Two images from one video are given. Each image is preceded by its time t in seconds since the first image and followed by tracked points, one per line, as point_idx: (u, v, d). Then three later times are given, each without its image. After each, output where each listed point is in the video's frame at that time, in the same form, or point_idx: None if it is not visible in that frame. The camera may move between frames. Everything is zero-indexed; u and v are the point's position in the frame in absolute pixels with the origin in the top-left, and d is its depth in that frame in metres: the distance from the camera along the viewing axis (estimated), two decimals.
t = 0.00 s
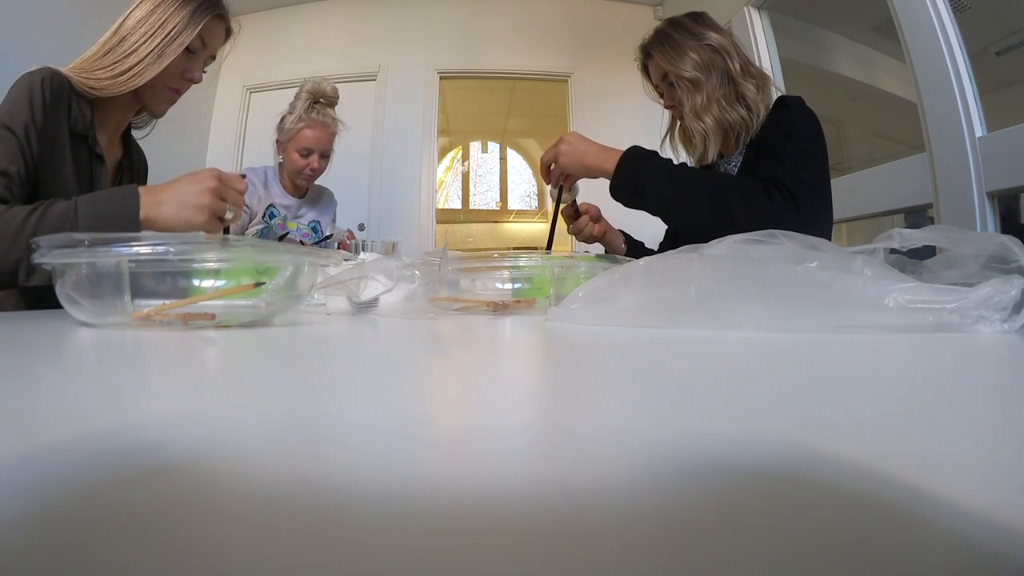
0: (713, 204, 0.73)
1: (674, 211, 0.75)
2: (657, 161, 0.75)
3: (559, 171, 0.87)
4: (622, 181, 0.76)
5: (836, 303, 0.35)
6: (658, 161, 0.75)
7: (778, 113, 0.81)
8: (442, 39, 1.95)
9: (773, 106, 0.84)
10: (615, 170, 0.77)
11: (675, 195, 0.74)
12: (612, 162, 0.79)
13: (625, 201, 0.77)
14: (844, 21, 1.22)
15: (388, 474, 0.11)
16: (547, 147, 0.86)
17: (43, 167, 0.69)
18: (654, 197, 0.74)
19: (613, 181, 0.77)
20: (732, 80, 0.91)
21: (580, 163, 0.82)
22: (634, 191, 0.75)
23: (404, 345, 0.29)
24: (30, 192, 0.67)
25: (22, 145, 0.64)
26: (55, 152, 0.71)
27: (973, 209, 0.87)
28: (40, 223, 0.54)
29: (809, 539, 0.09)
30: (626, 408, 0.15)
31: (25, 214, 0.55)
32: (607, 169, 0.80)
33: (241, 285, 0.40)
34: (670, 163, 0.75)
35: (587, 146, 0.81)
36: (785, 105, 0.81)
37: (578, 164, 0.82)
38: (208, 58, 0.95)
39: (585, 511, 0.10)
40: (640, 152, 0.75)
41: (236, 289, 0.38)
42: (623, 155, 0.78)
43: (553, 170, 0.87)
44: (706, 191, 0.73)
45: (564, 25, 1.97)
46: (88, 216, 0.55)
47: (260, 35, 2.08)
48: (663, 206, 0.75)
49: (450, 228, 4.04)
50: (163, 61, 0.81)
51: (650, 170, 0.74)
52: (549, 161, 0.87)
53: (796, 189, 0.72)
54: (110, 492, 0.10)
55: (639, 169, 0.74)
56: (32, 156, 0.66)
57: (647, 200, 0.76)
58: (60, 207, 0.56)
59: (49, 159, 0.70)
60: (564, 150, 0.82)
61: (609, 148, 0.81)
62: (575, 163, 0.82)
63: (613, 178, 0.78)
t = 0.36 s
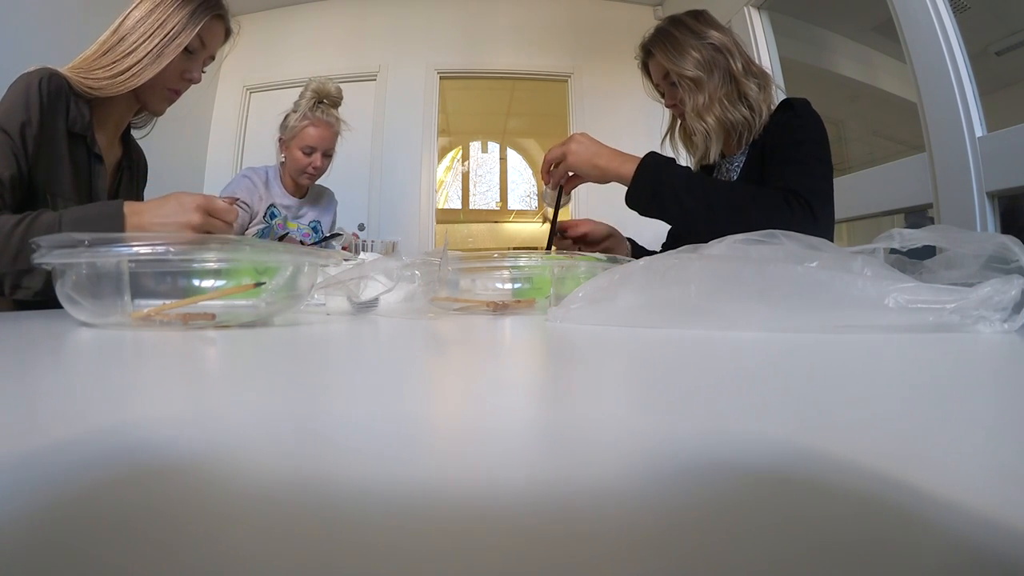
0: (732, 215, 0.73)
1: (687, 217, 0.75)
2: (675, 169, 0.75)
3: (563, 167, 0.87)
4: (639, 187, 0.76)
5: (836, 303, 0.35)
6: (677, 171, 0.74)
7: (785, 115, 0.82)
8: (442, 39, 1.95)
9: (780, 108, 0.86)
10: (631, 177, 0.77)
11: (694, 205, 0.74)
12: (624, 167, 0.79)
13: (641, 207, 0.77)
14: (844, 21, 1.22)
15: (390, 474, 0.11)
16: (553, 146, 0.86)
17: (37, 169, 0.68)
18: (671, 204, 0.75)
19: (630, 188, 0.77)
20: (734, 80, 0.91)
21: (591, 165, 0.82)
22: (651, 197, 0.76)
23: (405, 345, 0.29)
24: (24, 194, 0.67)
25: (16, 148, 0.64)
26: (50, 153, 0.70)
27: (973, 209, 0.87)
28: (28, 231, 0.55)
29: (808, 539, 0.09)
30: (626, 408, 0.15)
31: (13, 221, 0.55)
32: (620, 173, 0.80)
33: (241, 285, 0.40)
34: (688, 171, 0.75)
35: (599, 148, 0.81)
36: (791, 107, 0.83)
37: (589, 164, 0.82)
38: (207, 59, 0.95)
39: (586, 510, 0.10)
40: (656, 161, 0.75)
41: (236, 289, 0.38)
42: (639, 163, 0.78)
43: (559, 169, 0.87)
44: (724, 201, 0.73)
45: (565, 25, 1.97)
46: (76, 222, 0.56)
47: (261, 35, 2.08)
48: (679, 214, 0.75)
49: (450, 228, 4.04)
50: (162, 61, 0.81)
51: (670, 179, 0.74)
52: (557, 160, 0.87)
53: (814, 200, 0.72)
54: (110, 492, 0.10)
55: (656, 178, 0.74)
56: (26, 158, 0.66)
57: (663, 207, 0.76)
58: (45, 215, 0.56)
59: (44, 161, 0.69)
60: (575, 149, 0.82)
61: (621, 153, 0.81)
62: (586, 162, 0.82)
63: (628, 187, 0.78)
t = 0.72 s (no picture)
0: (729, 218, 0.73)
1: (686, 218, 0.74)
2: (675, 170, 0.75)
3: (563, 168, 0.86)
4: (637, 187, 0.75)
5: (835, 303, 0.35)
6: (676, 171, 0.75)
7: (785, 116, 0.83)
8: (442, 38, 1.94)
9: (782, 108, 0.86)
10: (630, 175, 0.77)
11: (694, 207, 0.73)
12: (624, 167, 0.79)
13: (640, 209, 0.77)
14: (844, 21, 1.22)
15: (391, 474, 0.11)
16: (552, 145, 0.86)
17: (39, 167, 0.69)
18: (670, 205, 0.74)
19: (629, 188, 0.76)
20: (738, 79, 0.92)
21: (590, 165, 0.82)
22: (650, 198, 0.75)
23: (406, 345, 0.29)
24: (27, 192, 0.67)
25: (19, 145, 0.65)
26: (51, 152, 0.71)
27: (973, 209, 0.87)
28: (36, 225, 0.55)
29: (808, 539, 0.09)
30: (627, 408, 0.15)
31: (23, 215, 0.55)
32: (619, 173, 0.80)
33: (241, 285, 0.40)
34: (688, 172, 0.74)
35: (598, 148, 0.81)
36: (790, 108, 0.83)
37: (588, 165, 0.82)
38: (206, 59, 0.94)
39: (587, 510, 0.10)
40: (654, 159, 0.75)
41: (236, 289, 0.38)
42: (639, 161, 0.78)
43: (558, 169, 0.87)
44: (722, 203, 0.73)
45: (565, 25, 1.97)
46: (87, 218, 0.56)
47: (260, 35, 2.08)
48: (677, 215, 0.75)
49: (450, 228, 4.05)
50: (162, 61, 0.82)
51: (669, 180, 0.74)
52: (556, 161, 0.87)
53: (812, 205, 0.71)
54: (112, 493, 0.10)
55: (656, 178, 0.74)
56: (29, 156, 0.66)
57: (662, 208, 0.75)
58: (53, 207, 0.56)
59: (46, 158, 0.70)
60: (573, 150, 0.82)
61: (619, 151, 0.81)
62: (585, 163, 0.82)
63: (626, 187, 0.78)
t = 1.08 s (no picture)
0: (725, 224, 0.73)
1: (685, 222, 0.75)
2: (672, 174, 0.75)
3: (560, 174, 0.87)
4: (636, 192, 0.76)
5: (835, 302, 0.35)
6: (674, 175, 0.75)
7: (785, 118, 0.81)
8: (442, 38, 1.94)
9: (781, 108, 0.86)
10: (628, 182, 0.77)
11: (692, 213, 0.74)
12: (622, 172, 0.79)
13: (639, 215, 0.77)
14: (844, 20, 1.22)
15: (391, 474, 0.11)
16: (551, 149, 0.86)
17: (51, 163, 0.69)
18: (668, 211, 0.75)
19: (626, 194, 0.77)
20: (739, 80, 0.92)
21: (586, 171, 0.82)
22: (648, 204, 0.76)
23: (406, 345, 0.29)
24: (43, 187, 0.67)
25: (35, 141, 0.65)
26: (62, 149, 0.71)
27: (973, 209, 0.87)
28: (72, 217, 0.56)
29: (808, 538, 0.09)
30: (627, 408, 0.15)
31: (59, 208, 0.57)
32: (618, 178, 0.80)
33: (241, 285, 0.40)
34: (685, 177, 0.75)
35: (596, 153, 0.81)
36: (791, 109, 0.82)
37: (585, 170, 0.82)
38: (209, 60, 0.94)
39: (588, 510, 0.10)
40: (653, 163, 0.76)
41: (236, 289, 0.38)
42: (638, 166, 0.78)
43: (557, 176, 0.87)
44: (719, 208, 0.73)
45: (564, 25, 1.97)
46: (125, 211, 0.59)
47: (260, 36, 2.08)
48: (673, 219, 0.75)
49: (450, 228, 4.05)
50: (165, 65, 0.81)
51: (667, 185, 0.74)
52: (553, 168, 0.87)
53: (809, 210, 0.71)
54: (112, 493, 0.10)
55: (654, 183, 0.75)
56: (44, 152, 0.66)
57: (660, 214, 0.76)
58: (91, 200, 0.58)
59: (57, 156, 0.70)
60: (569, 157, 0.83)
61: (617, 155, 0.81)
62: (582, 168, 0.82)
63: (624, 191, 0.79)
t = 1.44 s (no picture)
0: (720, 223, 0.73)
1: (678, 220, 0.75)
2: (667, 174, 0.74)
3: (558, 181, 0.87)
4: (630, 193, 0.75)
5: (835, 302, 0.35)
6: (667, 174, 0.74)
7: (783, 116, 0.82)
8: (442, 38, 1.95)
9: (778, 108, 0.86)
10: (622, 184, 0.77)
11: (683, 211, 0.74)
12: (613, 175, 0.79)
13: (632, 214, 0.77)
14: (844, 20, 1.22)
15: (391, 474, 0.11)
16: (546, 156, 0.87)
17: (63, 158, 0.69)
18: (660, 209, 0.75)
19: (620, 195, 0.77)
20: (734, 79, 0.91)
21: (580, 175, 0.82)
22: (640, 203, 0.75)
23: (406, 345, 0.29)
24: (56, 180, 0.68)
25: (46, 135, 0.65)
26: (70, 146, 0.71)
27: (973, 209, 0.87)
28: (95, 208, 0.58)
29: (809, 538, 0.09)
30: (626, 408, 0.15)
31: (80, 202, 0.58)
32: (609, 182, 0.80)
33: (241, 285, 0.40)
34: (680, 175, 0.74)
35: (587, 157, 0.81)
36: (788, 108, 0.83)
37: (578, 177, 0.82)
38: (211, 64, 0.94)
39: (587, 512, 0.10)
40: (647, 164, 0.75)
41: (236, 289, 0.38)
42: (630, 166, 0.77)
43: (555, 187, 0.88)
44: (713, 207, 0.73)
45: (564, 25, 1.97)
46: (145, 198, 0.61)
47: (260, 36, 2.08)
48: (666, 219, 0.75)
49: (450, 228, 4.05)
50: (169, 67, 0.81)
51: (658, 184, 0.74)
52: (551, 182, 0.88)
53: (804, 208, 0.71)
54: (115, 495, 0.10)
55: (648, 184, 0.74)
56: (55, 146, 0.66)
57: (651, 213, 0.76)
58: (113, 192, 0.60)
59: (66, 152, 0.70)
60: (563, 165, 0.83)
61: (611, 156, 0.81)
62: (575, 175, 0.83)
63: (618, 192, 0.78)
